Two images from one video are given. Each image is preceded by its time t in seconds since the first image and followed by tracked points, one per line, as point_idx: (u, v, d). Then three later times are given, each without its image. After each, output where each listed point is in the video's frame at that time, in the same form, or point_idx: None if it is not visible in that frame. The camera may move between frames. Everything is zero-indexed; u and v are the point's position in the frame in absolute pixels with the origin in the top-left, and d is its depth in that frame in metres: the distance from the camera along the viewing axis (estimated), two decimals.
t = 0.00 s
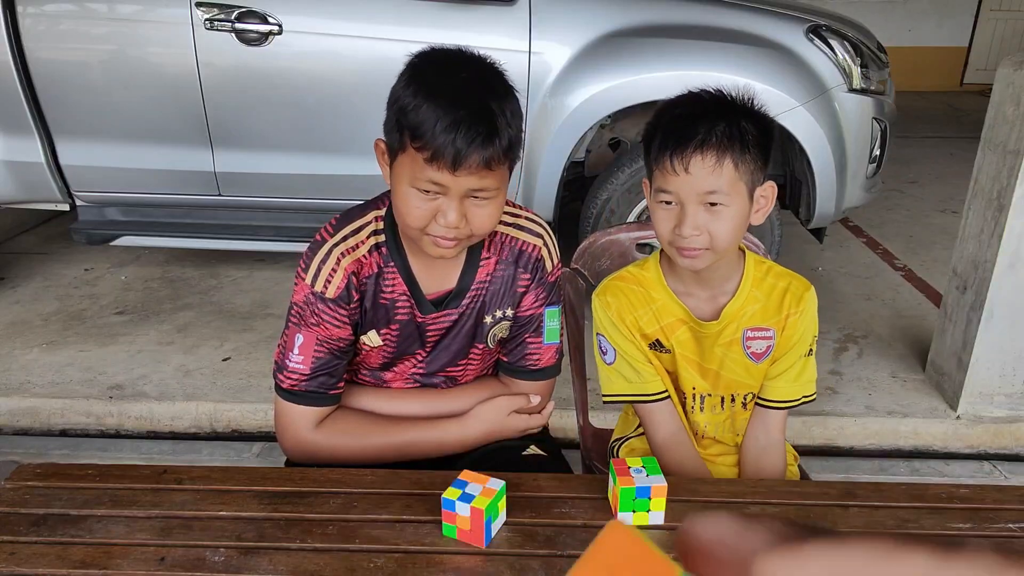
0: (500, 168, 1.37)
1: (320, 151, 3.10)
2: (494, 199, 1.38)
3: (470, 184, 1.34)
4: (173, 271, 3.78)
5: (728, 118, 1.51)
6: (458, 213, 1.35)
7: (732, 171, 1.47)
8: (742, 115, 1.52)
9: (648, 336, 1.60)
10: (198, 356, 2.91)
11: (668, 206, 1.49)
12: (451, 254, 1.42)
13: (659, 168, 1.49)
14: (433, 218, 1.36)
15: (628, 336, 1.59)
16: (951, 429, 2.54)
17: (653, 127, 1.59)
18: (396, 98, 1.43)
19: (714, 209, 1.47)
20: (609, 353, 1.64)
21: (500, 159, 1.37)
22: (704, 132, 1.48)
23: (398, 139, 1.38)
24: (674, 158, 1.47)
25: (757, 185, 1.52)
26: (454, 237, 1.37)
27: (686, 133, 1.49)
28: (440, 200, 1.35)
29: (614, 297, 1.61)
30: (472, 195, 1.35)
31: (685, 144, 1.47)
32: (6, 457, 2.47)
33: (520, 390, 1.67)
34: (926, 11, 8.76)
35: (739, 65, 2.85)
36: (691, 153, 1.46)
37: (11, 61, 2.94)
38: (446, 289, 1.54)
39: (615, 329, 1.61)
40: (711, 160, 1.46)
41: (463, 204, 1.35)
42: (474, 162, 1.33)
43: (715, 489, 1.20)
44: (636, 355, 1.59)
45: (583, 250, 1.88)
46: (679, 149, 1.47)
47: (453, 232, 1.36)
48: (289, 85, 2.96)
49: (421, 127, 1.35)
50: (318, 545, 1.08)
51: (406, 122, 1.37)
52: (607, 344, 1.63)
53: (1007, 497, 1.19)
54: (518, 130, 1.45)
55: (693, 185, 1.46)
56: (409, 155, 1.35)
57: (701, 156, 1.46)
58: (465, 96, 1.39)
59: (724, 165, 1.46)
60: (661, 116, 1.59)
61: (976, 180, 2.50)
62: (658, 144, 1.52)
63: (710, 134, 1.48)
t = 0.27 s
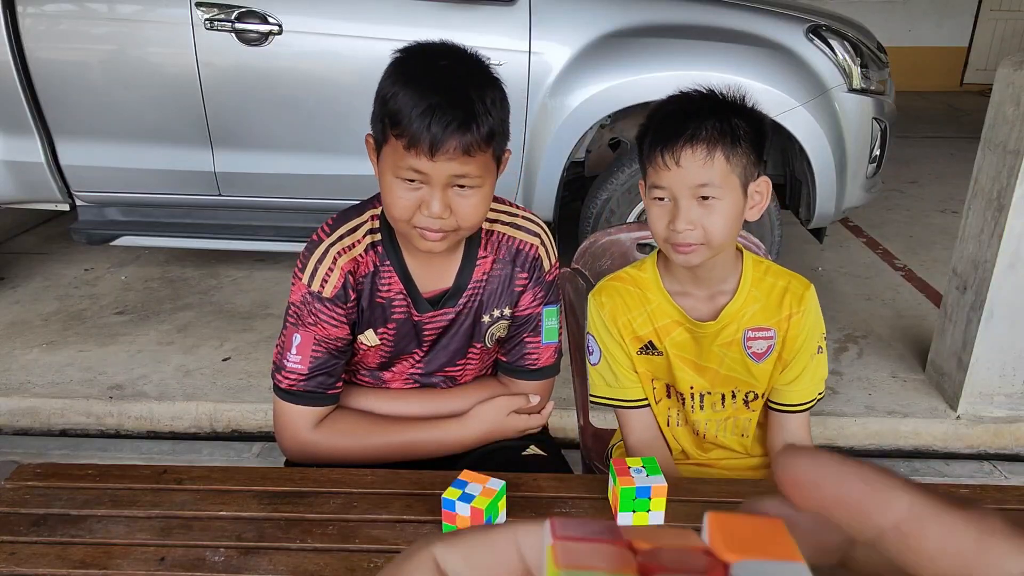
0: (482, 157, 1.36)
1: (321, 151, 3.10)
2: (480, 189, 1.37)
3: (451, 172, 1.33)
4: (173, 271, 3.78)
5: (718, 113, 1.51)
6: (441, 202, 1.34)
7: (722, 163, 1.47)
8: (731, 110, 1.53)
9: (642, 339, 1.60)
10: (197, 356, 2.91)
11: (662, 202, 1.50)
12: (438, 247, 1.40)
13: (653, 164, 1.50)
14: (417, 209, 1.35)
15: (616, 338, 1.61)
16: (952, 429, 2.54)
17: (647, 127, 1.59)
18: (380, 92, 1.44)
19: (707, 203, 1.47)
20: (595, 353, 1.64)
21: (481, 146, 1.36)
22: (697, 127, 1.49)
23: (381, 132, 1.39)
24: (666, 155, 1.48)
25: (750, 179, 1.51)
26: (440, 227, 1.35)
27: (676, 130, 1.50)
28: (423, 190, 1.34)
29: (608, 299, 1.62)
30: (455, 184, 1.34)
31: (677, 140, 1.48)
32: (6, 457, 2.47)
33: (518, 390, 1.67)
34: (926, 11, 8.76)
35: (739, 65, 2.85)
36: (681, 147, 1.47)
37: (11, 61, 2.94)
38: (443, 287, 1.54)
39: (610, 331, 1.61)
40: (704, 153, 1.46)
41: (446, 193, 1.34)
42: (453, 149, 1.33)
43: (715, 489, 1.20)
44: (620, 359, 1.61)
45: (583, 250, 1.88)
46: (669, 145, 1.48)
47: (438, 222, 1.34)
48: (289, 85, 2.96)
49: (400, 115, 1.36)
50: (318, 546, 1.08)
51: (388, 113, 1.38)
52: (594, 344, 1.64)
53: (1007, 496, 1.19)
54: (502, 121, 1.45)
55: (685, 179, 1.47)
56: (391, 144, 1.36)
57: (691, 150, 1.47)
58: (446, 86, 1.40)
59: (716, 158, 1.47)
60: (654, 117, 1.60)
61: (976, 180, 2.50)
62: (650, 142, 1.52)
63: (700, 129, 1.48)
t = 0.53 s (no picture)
0: (474, 152, 1.36)
1: (321, 151, 3.10)
2: (473, 185, 1.36)
3: (443, 168, 1.33)
4: (172, 271, 3.78)
5: (743, 117, 1.51)
6: (434, 199, 1.34)
7: (763, 172, 1.46)
8: (751, 114, 1.53)
9: (648, 342, 1.60)
10: (197, 355, 2.91)
11: (707, 208, 1.45)
12: (433, 245, 1.39)
13: (702, 168, 1.44)
14: (411, 207, 1.35)
15: (625, 342, 1.59)
16: (952, 429, 2.54)
17: (667, 129, 1.55)
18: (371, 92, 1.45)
19: (753, 208, 1.45)
20: (602, 360, 1.63)
21: (472, 141, 1.36)
22: (742, 133, 1.46)
23: (373, 131, 1.39)
24: (719, 160, 1.44)
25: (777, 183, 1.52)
26: (433, 223, 1.34)
27: (714, 134, 1.46)
28: (415, 187, 1.34)
29: (613, 303, 1.60)
30: (448, 180, 1.34)
31: (726, 145, 1.44)
32: (6, 457, 2.47)
33: (517, 389, 1.67)
34: (926, 11, 8.76)
35: (739, 65, 2.85)
36: (733, 153, 1.44)
37: (11, 61, 2.94)
38: (441, 286, 1.54)
39: (615, 336, 1.60)
40: (754, 160, 1.44)
41: (439, 189, 1.34)
42: (444, 145, 1.33)
43: (716, 489, 1.20)
44: (632, 363, 1.59)
45: (582, 250, 1.88)
46: (715, 151, 1.44)
47: (431, 218, 1.34)
48: (289, 84, 2.96)
49: (391, 111, 1.36)
50: (317, 545, 1.08)
51: (379, 112, 1.38)
52: (601, 350, 1.63)
53: (1008, 497, 1.19)
54: (494, 116, 1.45)
55: (738, 184, 1.44)
56: (382, 143, 1.36)
57: (744, 155, 1.44)
58: (436, 83, 1.40)
59: (763, 164, 1.45)
60: (673, 118, 1.56)
61: (976, 180, 2.50)
62: (690, 145, 1.47)
63: (743, 134, 1.46)
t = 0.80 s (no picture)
0: (472, 149, 1.36)
1: (321, 151, 3.09)
2: (470, 183, 1.36)
3: (440, 166, 1.33)
4: (172, 271, 3.78)
5: (771, 129, 1.49)
6: (432, 196, 1.34)
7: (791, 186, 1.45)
8: (776, 124, 1.52)
9: (661, 337, 1.59)
10: (197, 355, 2.91)
11: (736, 224, 1.43)
12: (433, 243, 1.39)
13: (733, 186, 1.42)
14: (409, 206, 1.34)
15: (638, 335, 1.58)
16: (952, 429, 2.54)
17: (693, 140, 1.53)
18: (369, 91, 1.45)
19: (780, 221, 1.44)
20: (612, 353, 1.63)
21: (469, 138, 1.36)
22: (770, 147, 1.44)
23: (371, 130, 1.39)
24: (749, 177, 1.42)
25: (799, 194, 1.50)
26: (432, 222, 1.34)
27: (743, 146, 1.44)
28: (413, 185, 1.34)
29: (630, 295, 1.60)
30: (445, 178, 1.34)
31: (756, 160, 1.42)
32: (6, 457, 2.47)
33: (517, 389, 1.67)
34: (926, 12, 8.76)
35: (739, 64, 2.85)
36: (763, 169, 1.42)
37: (11, 61, 2.94)
38: (441, 286, 1.54)
39: (629, 328, 1.59)
40: (782, 176, 1.43)
41: (436, 187, 1.34)
42: (440, 143, 1.33)
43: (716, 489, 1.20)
44: (643, 357, 1.58)
45: (583, 250, 1.88)
46: (747, 165, 1.42)
47: (429, 216, 1.33)
48: (289, 84, 2.96)
49: (387, 110, 1.37)
50: (317, 545, 1.08)
51: (377, 111, 1.38)
52: (612, 342, 1.62)
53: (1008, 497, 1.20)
54: (491, 113, 1.45)
55: (768, 202, 1.42)
56: (380, 142, 1.36)
57: (773, 172, 1.42)
58: (433, 81, 1.41)
59: (789, 178, 1.44)
60: (697, 129, 1.54)
61: (976, 180, 2.50)
62: (718, 161, 1.45)
63: (770, 148, 1.44)
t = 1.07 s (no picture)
0: (474, 149, 1.36)
1: (320, 151, 3.09)
2: (472, 183, 1.36)
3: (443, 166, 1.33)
4: (173, 271, 3.78)
5: (779, 129, 1.49)
6: (434, 196, 1.33)
7: (798, 184, 1.45)
8: (784, 124, 1.52)
9: (665, 334, 1.60)
10: (197, 355, 2.91)
11: (742, 221, 1.43)
12: (434, 243, 1.39)
13: (738, 183, 1.42)
14: (411, 206, 1.34)
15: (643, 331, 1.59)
16: (952, 429, 2.54)
17: (702, 138, 1.53)
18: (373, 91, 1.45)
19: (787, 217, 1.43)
20: (614, 347, 1.64)
21: (471, 138, 1.36)
22: (775, 143, 1.44)
23: (374, 130, 1.39)
24: (754, 173, 1.42)
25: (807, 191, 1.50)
26: (433, 222, 1.34)
27: (748, 143, 1.45)
28: (415, 185, 1.33)
29: (636, 292, 1.60)
30: (447, 178, 1.34)
31: (761, 156, 1.42)
32: (6, 457, 2.47)
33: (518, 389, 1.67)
34: (926, 12, 8.77)
35: (739, 64, 2.85)
36: (769, 164, 1.42)
37: (11, 61, 2.94)
38: (442, 286, 1.54)
39: (634, 325, 1.59)
40: (788, 170, 1.43)
41: (438, 187, 1.33)
42: (443, 142, 1.33)
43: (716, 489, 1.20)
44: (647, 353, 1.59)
45: (583, 250, 1.88)
46: (752, 161, 1.42)
47: (431, 216, 1.33)
48: (289, 84, 2.96)
49: (390, 109, 1.37)
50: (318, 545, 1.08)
51: (380, 111, 1.38)
52: (614, 337, 1.64)
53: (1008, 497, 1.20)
54: (494, 114, 1.45)
55: (774, 197, 1.41)
56: (383, 142, 1.36)
57: (779, 167, 1.42)
58: (436, 81, 1.41)
59: (795, 174, 1.44)
60: (705, 127, 1.55)
61: (976, 180, 2.50)
62: (724, 157, 1.45)
63: (777, 144, 1.44)
